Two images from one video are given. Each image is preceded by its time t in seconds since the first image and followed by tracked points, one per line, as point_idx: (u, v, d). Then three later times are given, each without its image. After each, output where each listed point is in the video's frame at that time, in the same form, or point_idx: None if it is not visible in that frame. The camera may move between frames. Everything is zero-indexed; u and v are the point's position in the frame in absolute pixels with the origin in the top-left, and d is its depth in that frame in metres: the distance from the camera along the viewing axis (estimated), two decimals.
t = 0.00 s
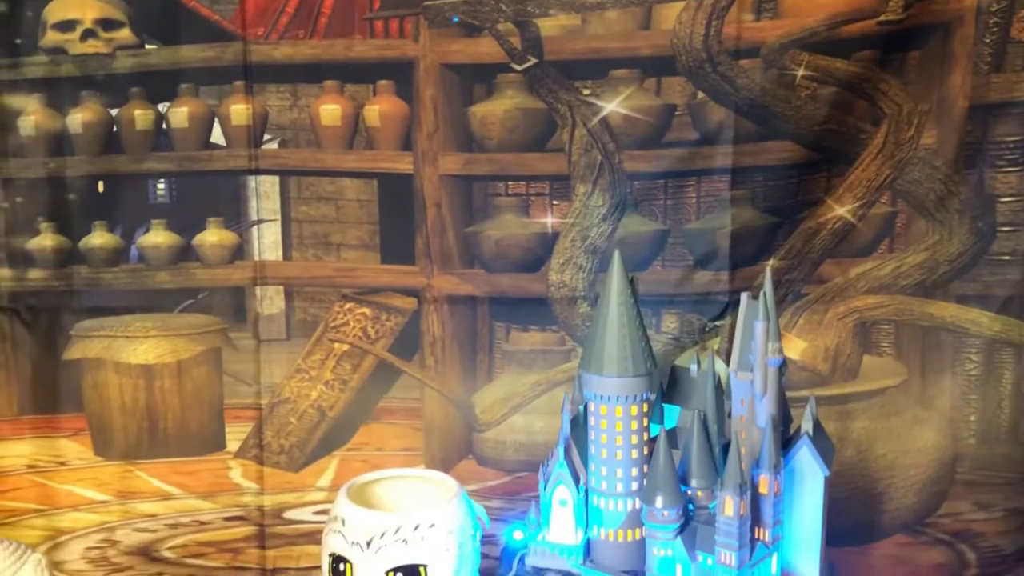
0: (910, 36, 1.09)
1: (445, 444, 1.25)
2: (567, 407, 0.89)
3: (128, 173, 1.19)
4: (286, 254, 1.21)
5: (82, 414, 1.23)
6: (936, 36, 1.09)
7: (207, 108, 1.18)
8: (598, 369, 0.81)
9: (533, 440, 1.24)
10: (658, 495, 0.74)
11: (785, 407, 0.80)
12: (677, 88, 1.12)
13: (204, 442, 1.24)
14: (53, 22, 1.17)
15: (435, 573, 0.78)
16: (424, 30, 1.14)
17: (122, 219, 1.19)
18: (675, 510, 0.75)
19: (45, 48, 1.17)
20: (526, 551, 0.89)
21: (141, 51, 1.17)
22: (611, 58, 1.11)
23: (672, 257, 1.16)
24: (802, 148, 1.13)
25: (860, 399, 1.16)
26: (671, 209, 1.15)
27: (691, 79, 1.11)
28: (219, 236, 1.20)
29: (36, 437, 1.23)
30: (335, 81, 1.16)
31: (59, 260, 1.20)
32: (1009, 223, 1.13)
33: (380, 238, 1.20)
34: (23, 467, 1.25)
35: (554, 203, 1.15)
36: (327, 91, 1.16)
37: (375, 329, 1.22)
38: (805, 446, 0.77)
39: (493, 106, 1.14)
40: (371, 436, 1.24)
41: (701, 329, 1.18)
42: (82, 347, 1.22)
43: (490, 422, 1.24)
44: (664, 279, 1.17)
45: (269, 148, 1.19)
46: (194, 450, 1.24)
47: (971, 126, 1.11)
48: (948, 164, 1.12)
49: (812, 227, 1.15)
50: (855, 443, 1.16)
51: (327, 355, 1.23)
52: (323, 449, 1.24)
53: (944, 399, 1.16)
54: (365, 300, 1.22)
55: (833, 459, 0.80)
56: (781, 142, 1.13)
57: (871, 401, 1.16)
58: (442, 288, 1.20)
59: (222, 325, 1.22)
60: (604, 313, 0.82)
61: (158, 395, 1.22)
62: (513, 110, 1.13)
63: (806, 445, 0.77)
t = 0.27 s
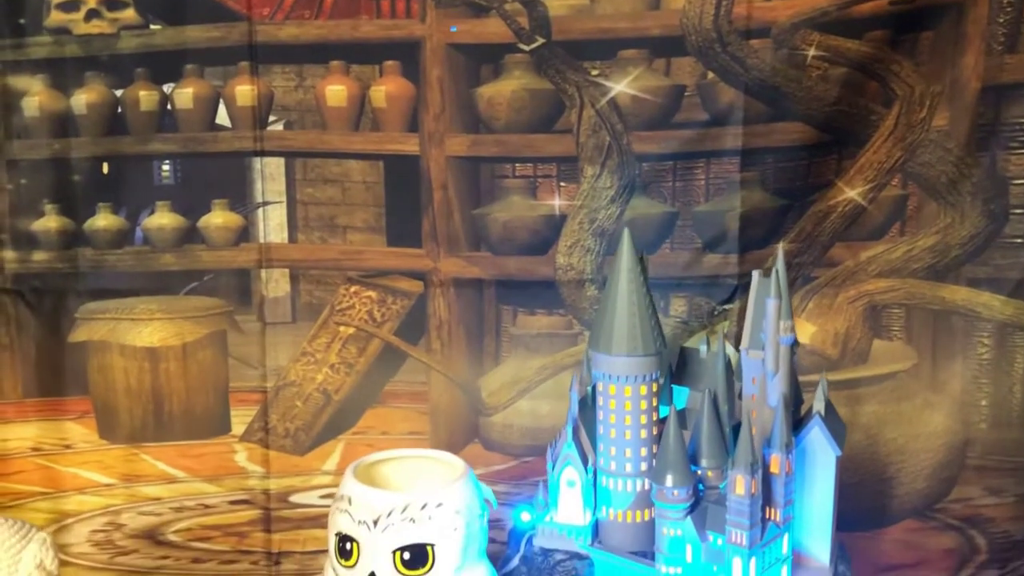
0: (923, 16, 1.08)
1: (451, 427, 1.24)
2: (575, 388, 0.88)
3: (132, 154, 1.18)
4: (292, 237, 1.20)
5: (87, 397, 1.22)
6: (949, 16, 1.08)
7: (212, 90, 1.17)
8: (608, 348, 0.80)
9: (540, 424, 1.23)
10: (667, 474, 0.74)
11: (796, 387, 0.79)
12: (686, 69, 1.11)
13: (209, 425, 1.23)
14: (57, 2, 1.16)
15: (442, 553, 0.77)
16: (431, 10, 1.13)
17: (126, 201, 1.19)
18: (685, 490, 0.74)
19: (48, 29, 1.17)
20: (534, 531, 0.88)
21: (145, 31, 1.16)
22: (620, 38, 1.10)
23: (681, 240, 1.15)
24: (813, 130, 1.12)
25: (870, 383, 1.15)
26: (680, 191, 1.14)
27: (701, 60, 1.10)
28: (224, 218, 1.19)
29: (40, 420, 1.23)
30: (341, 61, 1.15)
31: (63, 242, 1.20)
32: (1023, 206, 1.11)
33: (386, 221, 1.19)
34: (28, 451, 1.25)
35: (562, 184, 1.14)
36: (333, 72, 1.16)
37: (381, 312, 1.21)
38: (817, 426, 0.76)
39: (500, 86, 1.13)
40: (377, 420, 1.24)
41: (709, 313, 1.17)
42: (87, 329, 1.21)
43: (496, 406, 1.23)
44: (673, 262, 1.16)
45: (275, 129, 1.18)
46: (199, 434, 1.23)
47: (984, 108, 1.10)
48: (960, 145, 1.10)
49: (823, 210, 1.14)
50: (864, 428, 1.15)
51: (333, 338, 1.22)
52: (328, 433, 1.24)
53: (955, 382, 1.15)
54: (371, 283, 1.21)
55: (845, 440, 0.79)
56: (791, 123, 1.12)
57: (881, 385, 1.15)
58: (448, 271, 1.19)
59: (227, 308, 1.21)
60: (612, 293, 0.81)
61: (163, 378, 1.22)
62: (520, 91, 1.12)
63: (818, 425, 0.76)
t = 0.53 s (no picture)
0: None
1: (457, 410, 1.23)
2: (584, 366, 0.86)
3: (136, 132, 1.17)
4: (296, 217, 1.19)
5: (90, 378, 1.20)
6: None
7: (216, 67, 1.16)
8: (618, 323, 0.79)
9: (547, 406, 1.22)
10: (679, 451, 0.72)
11: (810, 363, 0.77)
12: (697, 46, 1.09)
13: (214, 407, 1.22)
14: None
15: (450, 530, 0.76)
16: None
17: (130, 180, 1.18)
18: (697, 467, 0.73)
19: (51, 6, 1.15)
20: (542, 510, 0.88)
21: (148, 8, 1.15)
22: (629, 14, 1.09)
23: (691, 220, 1.14)
24: (825, 107, 1.10)
25: (880, 365, 1.14)
26: (689, 170, 1.12)
27: (711, 36, 1.09)
28: (228, 197, 1.18)
29: (43, 401, 1.21)
30: (346, 39, 1.14)
31: (66, 222, 1.18)
32: None
33: (391, 201, 1.17)
34: (30, 432, 1.23)
35: (570, 163, 1.13)
36: (338, 49, 1.14)
37: (386, 293, 1.20)
38: (832, 402, 0.75)
39: (508, 63, 1.11)
40: (382, 402, 1.22)
41: (718, 294, 1.15)
42: (90, 310, 1.19)
43: (502, 388, 1.22)
44: (682, 242, 1.14)
45: (279, 108, 1.16)
46: (203, 415, 1.22)
47: (999, 85, 1.08)
48: (974, 124, 1.09)
49: (834, 190, 1.12)
50: (875, 410, 1.15)
51: (338, 319, 1.21)
52: (333, 415, 1.23)
53: (967, 364, 1.13)
54: (376, 264, 1.20)
55: (859, 417, 0.77)
56: (803, 101, 1.10)
57: (891, 367, 1.14)
58: (454, 252, 1.18)
59: (231, 289, 1.20)
60: (623, 267, 0.79)
61: (166, 360, 1.20)
62: (528, 68, 1.11)
63: (832, 402, 0.75)
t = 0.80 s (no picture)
0: None
1: (462, 394, 1.22)
2: (593, 346, 0.85)
3: (139, 114, 1.16)
4: (300, 199, 1.18)
5: (93, 362, 1.19)
6: None
7: (219, 48, 1.15)
8: (626, 301, 0.77)
9: (553, 390, 1.21)
10: (688, 429, 0.71)
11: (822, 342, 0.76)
12: (705, 24, 1.08)
13: (218, 391, 1.21)
14: None
15: (457, 510, 0.75)
16: None
17: (133, 162, 1.17)
18: (707, 445, 0.72)
19: None
20: (549, 491, 0.87)
21: None
22: None
23: (698, 201, 1.13)
24: (835, 87, 1.09)
25: (890, 348, 1.13)
26: (697, 151, 1.11)
27: (719, 15, 1.08)
28: (231, 179, 1.17)
29: (46, 386, 1.19)
30: (350, 19, 1.13)
31: (68, 205, 1.17)
32: None
33: (396, 184, 1.17)
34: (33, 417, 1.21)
35: (576, 144, 1.12)
36: (342, 30, 1.13)
37: (391, 277, 1.19)
38: (844, 381, 0.74)
39: (513, 43, 1.10)
40: (387, 386, 1.22)
41: (726, 277, 1.14)
42: (93, 294, 1.18)
43: (508, 372, 1.21)
44: (689, 225, 1.13)
45: (282, 89, 1.16)
46: (207, 400, 1.22)
47: (1011, 65, 1.06)
48: (985, 104, 1.07)
49: (842, 171, 1.11)
50: (884, 393, 1.14)
51: (343, 303, 1.20)
52: (338, 399, 1.22)
53: (977, 347, 1.12)
54: (381, 247, 1.19)
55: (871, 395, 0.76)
56: (813, 80, 1.10)
57: (901, 350, 1.13)
58: (460, 235, 1.17)
59: (234, 272, 1.19)
60: (632, 244, 0.78)
61: (170, 344, 1.19)
62: (534, 47, 1.09)
63: (844, 380, 0.73)
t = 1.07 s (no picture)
0: None
1: (465, 381, 1.21)
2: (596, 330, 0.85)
3: (139, 101, 1.14)
4: (301, 186, 1.18)
5: (95, 350, 1.19)
6: None
7: (220, 34, 1.14)
8: (631, 285, 0.77)
9: (557, 377, 1.20)
10: (694, 412, 0.71)
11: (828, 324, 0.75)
12: (709, 8, 1.08)
13: (220, 379, 1.21)
14: None
15: (461, 493, 0.74)
16: None
17: (133, 149, 1.16)
18: (712, 427, 0.71)
19: None
20: (553, 476, 0.86)
21: None
22: None
23: (703, 186, 1.12)
24: (840, 70, 1.08)
25: (895, 334, 1.12)
26: (701, 135, 1.10)
27: None
28: (232, 166, 1.17)
29: (48, 374, 1.19)
30: (351, 4, 1.12)
31: (68, 192, 1.16)
32: None
33: (398, 169, 1.16)
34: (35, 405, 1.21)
35: (579, 129, 1.11)
36: (343, 15, 1.12)
37: (393, 264, 1.19)
38: (850, 363, 0.73)
39: (515, 27, 1.09)
40: (390, 374, 1.21)
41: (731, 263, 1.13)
42: (94, 281, 1.18)
43: (511, 359, 1.20)
44: (694, 210, 1.12)
45: (283, 75, 1.15)
46: (209, 388, 1.21)
47: (1017, 48, 1.06)
48: (991, 87, 1.06)
49: (847, 155, 1.10)
50: (889, 379, 1.13)
51: (345, 291, 1.20)
52: (341, 386, 1.22)
53: (983, 333, 1.11)
54: (384, 234, 1.18)
55: (878, 378, 0.76)
56: (817, 64, 1.08)
57: (906, 335, 1.12)
58: (462, 221, 1.16)
59: (236, 259, 1.19)
60: (636, 227, 0.77)
61: (171, 332, 1.19)
62: (536, 31, 1.09)
63: (850, 362, 0.73)
